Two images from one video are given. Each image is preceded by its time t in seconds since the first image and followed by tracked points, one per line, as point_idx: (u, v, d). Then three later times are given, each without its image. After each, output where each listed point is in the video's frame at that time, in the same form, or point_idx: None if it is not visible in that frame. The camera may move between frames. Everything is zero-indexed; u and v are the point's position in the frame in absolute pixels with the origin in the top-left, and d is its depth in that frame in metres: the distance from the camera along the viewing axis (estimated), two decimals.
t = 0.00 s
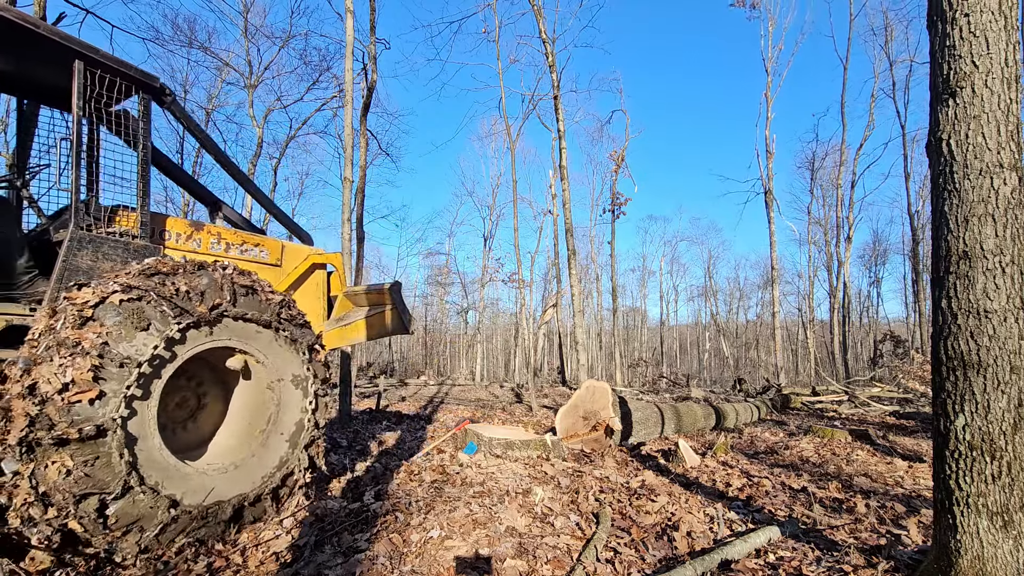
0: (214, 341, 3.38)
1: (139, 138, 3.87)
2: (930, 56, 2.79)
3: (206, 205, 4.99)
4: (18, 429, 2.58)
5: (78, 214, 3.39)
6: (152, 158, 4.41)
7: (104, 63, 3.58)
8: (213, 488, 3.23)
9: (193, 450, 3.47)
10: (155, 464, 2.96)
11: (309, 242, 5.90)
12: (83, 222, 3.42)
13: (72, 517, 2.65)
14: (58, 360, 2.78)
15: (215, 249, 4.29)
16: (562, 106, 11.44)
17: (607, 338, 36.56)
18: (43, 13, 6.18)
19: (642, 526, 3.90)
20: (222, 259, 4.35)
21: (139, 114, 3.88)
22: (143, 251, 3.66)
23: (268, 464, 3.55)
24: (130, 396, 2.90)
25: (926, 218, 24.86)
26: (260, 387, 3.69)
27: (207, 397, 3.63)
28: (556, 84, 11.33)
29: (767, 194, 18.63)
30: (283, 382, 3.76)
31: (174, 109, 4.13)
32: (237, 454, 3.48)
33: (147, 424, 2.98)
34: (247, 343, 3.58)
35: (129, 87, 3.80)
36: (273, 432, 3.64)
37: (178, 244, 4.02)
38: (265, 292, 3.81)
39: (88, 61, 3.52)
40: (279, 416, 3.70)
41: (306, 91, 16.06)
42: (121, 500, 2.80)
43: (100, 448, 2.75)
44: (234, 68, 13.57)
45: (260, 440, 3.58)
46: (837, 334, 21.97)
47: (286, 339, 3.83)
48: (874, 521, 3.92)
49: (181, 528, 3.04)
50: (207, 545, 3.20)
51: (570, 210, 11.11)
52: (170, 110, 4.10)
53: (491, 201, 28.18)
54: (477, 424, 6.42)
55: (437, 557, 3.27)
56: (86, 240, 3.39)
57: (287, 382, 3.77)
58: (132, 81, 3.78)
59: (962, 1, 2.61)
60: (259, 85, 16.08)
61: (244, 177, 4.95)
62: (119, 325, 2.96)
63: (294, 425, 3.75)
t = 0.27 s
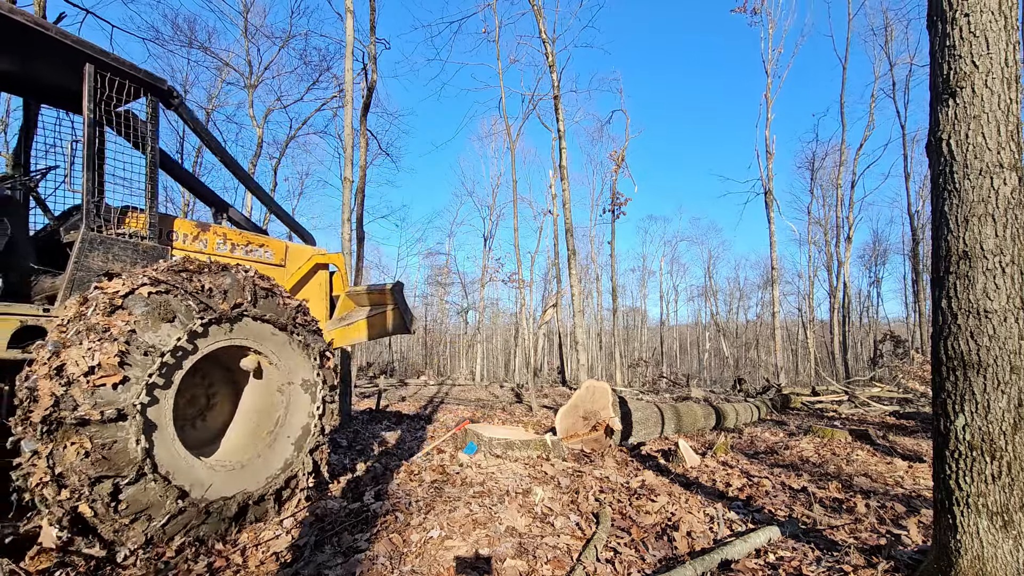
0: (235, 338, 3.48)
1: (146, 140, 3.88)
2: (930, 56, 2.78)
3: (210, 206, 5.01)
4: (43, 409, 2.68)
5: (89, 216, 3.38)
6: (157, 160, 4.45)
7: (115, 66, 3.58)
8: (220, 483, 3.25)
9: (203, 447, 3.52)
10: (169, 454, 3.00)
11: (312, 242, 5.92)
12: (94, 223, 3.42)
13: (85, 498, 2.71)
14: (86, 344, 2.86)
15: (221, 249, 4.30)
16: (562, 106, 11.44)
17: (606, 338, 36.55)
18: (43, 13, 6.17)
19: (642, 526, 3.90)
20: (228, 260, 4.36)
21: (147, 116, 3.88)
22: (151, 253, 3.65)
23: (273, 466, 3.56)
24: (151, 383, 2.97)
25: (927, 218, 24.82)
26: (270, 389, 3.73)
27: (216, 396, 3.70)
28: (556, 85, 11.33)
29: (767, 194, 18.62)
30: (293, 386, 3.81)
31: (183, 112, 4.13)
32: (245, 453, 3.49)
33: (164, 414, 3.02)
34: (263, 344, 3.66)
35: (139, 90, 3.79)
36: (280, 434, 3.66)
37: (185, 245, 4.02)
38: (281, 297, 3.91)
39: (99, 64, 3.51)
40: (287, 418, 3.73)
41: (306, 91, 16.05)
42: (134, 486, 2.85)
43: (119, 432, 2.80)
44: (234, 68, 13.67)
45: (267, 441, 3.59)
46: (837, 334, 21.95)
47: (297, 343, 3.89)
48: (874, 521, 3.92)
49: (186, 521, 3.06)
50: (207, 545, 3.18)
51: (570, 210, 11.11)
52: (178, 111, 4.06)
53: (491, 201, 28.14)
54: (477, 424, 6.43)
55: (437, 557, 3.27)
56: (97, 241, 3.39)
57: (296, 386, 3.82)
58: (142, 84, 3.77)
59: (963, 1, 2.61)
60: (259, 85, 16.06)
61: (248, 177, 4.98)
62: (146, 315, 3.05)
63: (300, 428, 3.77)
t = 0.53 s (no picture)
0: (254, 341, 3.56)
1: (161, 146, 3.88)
2: (930, 56, 2.78)
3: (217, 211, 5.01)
4: (73, 390, 2.77)
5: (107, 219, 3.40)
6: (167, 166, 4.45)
7: (132, 72, 3.64)
8: (229, 481, 3.27)
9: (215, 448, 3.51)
10: (186, 446, 3.05)
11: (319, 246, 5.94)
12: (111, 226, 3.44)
13: (102, 482, 2.75)
14: (121, 331, 2.96)
15: (231, 253, 4.30)
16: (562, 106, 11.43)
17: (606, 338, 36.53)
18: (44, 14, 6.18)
19: (642, 526, 3.90)
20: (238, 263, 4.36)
21: (162, 123, 3.91)
22: (165, 256, 3.67)
23: (281, 469, 3.60)
24: (176, 374, 3.05)
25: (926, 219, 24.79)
26: (282, 393, 3.82)
27: (228, 400, 3.68)
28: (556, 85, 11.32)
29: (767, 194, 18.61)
30: (305, 393, 3.89)
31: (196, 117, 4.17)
32: (255, 455, 3.53)
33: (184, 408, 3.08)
34: (280, 349, 3.74)
35: (153, 96, 3.84)
36: (290, 438, 3.72)
37: (197, 249, 4.02)
38: (302, 305, 4.04)
39: (117, 70, 3.56)
40: (297, 423, 3.80)
41: (306, 91, 16.01)
42: (153, 472, 2.88)
43: (142, 418, 2.88)
44: (233, 68, 13.64)
45: (277, 443, 3.66)
46: (837, 334, 21.92)
47: (314, 350, 3.98)
48: (875, 521, 3.92)
49: (195, 515, 3.06)
50: (207, 544, 3.17)
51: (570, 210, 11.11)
52: (192, 118, 4.15)
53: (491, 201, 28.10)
54: (477, 424, 6.43)
55: (437, 557, 3.27)
56: (114, 245, 3.41)
57: (308, 393, 3.90)
58: (157, 90, 3.82)
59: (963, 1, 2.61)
60: (259, 85, 16.04)
61: (256, 180, 5.01)
62: (178, 310, 3.18)
63: (309, 434, 3.82)
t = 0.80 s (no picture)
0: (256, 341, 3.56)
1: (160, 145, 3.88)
2: (930, 56, 2.79)
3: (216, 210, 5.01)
4: (75, 391, 2.77)
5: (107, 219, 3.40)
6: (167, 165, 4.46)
7: (133, 72, 3.63)
8: (231, 481, 3.26)
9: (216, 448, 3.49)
10: (189, 445, 3.05)
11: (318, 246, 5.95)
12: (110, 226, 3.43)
13: (106, 482, 2.76)
14: (123, 332, 2.96)
15: (230, 252, 4.30)
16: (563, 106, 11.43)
17: (606, 338, 36.52)
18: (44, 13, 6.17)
19: (642, 526, 3.90)
20: (237, 263, 4.35)
21: (161, 122, 3.91)
22: (165, 255, 3.67)
23: (282, 469, 3.60)
24: (179, 373, 3.05)
25: (926, 219, 24.78)
26: (283, 393, 3.82)
27: (229, 400, 3.66)
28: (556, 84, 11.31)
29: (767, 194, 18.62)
30: (306, 392, 3.89)
31: (196, 116, 4.18)
32: (256, 455, 3.53)
33: (187, 407, 3.08)
34: (282, 348, 3.74)
35: (153, 95, 3.84)
36: (291, 438, 3.72)
37: (196, 249, 4.02)
38: (304, 305, 4.05)
39: (117, 70, 3.56)
40: (298, 423, 3.80)
41: (306, 91, 15.99)
42: (155, 472, 2.88)
43: (144, 419, 2.88)
44: (234, 68, 13.63)
45: (278, 443, 3.66)
46: (837, 334, 21.92)
47: (315, 350, 3.99)
48: (874, 521, 3.92)
49: (197, 514, 3.06)
50: (208, 545, 3.16)
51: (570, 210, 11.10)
52: (192, 118, 4.15)
53: (491, 201, 28.08)
54: (477, 424, 6.43)
55: (437, 557, 3.27)
56: (114, 244, 3.41)
57: (309, 393, 3.90)
58: (157, 89, 3.82)
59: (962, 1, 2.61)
60: (259, 85, 16.03)
61: (255, 180, 5.00)
62: (181, 309, 3.19)
63: (310, 434, 3.83)
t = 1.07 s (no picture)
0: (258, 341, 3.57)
1: (160, 144, 3.89)
2: (930, 56, 2.79)
3: (214, 210, 5.01)
4: (78, 390, 2.77)
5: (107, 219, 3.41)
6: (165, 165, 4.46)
7: (132, 71, 3.63)
8: (232, 481, 3.26)
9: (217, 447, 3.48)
10: (191, 444, 3.05)
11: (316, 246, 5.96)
12: (110, 225, 3.43)
13: (109, 481, 2.77)
14: (126, 331, 2.96)
15: (229, 252, 4.30)
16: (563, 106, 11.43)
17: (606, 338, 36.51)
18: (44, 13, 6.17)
19: (642, 526, 3.90)
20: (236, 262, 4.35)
21: (161, 122, 3.92)
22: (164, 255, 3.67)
23: (282, 469, 3.60)
24: (182, 373, 3.05)
25: (926, 219, 24.76)
26: (283, 393, 3.81)
27: (230, 399, 3.65)
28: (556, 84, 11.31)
29: (767, 194, 18.62)
30: (307, 392, 3.89)
31: (195, 117, 4.18)
32: (256, 454, 3.53)
33: (189, 406, 3.08)
34: (283, 348, 3.74)
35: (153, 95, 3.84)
36: (292, 438, 3.73)
37: (195, 248, 4.03)
38: (304, 304, 4.05)
39: (116, 69, 3.56)
40: (298, 423, 3.80)
41: (307, 91, 15.96)
42: (158, 471, 2.88)
43: (147, 418, 2.87)
44: (233, 67, 13.61)
45: (278, 443, 3.67)
46: (837, 334, 21.92)
47: (316, 350, 3.99)
48: (874, 521, 3.92)
49: (199, 514, 3.06)
50: (209, 544, 3.16)
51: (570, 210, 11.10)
52: (191, 118, 4.16)
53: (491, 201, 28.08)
54: (477, 424, 6.43)
55: (437, 557, 3.27)
56: (114, 244, 3.41)
57: (309, 393, 3.90)
58: (156, 89, 3.82)
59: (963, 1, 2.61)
60: (259, 85, 16.02)
61: (253, 180, 5.01)
62: (183, 309, 3.19)
63: (311, 434, 3.83)
